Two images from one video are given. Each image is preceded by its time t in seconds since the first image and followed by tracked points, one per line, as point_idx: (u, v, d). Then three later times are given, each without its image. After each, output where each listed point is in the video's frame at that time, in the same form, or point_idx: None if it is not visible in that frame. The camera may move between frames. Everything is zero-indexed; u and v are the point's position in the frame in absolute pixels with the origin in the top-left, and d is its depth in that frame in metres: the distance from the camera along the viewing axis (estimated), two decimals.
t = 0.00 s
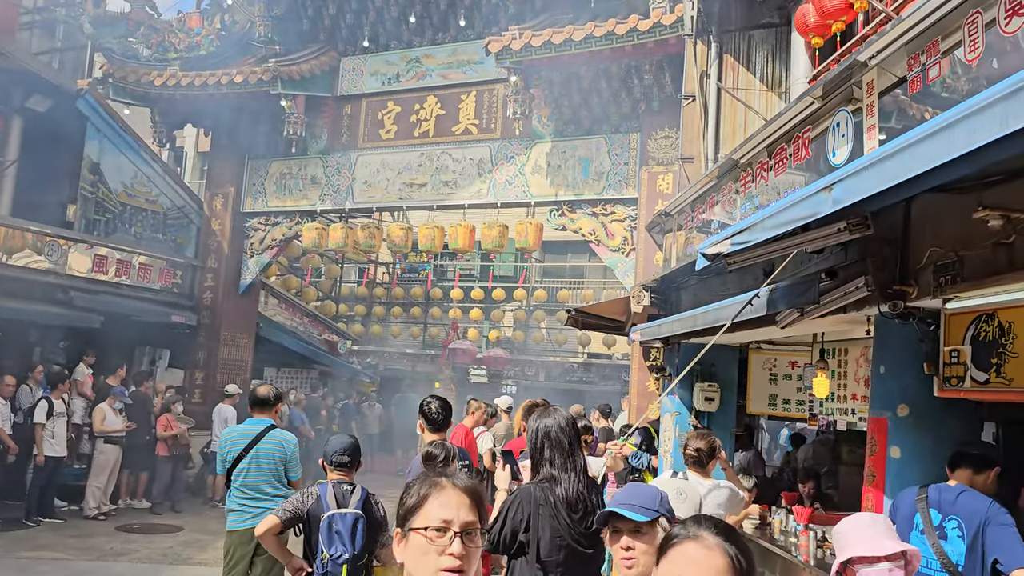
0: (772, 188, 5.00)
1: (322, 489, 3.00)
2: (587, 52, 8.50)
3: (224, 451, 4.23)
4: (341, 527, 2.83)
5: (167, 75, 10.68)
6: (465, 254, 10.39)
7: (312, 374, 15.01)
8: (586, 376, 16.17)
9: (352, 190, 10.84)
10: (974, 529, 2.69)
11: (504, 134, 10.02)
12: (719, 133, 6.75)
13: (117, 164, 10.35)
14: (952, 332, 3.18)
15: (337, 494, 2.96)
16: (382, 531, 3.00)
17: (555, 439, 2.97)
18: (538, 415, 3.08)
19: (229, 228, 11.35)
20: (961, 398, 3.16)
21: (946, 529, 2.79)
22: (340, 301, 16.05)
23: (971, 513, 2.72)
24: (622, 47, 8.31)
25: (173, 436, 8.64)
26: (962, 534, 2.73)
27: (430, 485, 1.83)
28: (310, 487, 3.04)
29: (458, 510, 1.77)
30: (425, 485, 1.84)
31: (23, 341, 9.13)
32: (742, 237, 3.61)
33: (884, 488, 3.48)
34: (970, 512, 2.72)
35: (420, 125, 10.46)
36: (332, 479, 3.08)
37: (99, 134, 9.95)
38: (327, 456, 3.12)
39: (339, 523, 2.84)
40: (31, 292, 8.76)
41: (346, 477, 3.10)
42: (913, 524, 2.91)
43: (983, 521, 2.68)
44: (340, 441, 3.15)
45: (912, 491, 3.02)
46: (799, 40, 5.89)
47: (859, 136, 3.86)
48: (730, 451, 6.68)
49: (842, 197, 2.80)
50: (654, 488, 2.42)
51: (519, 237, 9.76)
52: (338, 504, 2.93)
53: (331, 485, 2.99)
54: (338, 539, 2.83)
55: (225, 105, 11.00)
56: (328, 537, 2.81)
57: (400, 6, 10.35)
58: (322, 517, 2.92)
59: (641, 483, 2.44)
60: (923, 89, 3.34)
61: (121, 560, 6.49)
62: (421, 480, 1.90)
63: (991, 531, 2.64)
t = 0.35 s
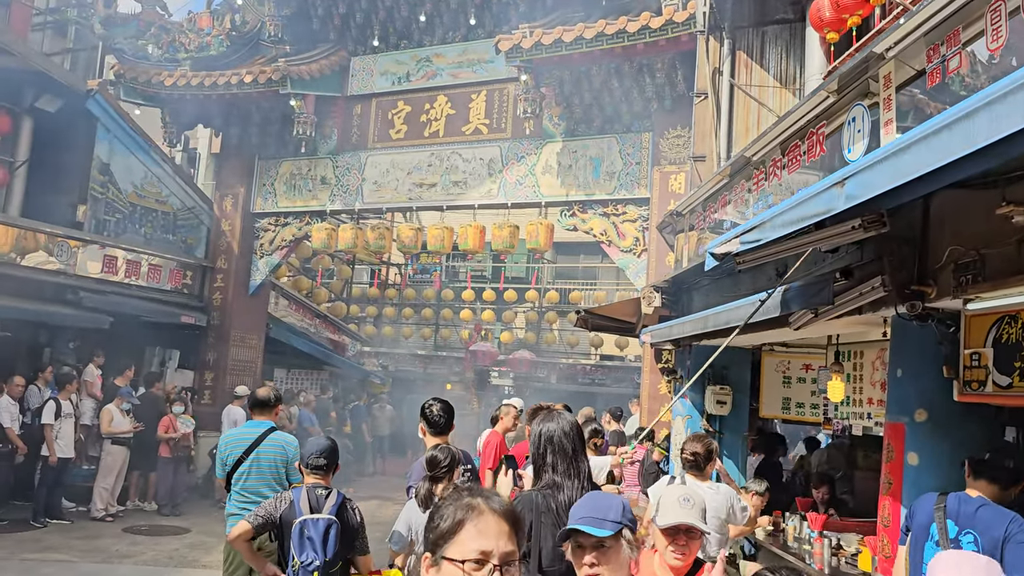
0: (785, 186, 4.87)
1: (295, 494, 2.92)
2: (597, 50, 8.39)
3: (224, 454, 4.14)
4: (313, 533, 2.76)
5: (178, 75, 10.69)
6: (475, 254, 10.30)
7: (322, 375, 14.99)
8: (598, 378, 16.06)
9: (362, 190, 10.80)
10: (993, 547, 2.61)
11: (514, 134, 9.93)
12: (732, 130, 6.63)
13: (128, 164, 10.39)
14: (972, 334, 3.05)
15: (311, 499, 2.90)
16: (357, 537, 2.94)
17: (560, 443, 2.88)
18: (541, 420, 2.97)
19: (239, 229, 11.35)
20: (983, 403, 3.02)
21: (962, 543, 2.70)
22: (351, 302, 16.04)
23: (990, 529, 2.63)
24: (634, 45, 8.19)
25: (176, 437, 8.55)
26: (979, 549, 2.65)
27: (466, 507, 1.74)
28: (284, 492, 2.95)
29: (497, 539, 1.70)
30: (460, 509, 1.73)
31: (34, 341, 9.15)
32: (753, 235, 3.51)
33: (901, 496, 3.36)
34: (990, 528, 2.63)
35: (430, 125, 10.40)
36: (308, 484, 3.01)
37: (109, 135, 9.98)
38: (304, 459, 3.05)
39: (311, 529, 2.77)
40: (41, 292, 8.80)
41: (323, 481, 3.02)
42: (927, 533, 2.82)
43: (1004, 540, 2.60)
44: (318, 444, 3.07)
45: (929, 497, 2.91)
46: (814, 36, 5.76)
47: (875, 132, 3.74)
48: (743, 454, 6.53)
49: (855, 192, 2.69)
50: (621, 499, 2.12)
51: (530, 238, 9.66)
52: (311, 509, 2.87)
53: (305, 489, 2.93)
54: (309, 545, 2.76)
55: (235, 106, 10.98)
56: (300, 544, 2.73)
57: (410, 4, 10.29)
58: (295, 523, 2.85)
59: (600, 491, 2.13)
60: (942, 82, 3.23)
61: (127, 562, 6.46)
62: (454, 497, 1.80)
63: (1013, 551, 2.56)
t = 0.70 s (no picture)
0: (797, 183, 4.78)
1: (283, 498, 2.86)
2: (604, 48, 8.32)
3: (229, 458, 4.10)
4: (298, 538, 2.72)
5: (186, 77, 10.69)
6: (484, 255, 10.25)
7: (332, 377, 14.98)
8: (608, 379, 15.97)
9: (370, 191, 10.77)
10: (985, 552, 2.44)
11: (523, 133, 9.88)
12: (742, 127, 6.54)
13: (136, 166, 10.44)
14: (992, 332, 2.96)
15: (299, 503, 2.85)
16: (345, 541, 2.91)
17: (567, 446, 2.80)
18: (551, 421, 2.90)
19: (247, 230, 11.36)
20: (1003, 403, 2.94)
21: (956, 547, 2.55)
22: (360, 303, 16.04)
23: (983, 533, 2.47)
24: (642, 43, 8.12)
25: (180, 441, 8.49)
26: (973, 554, 2.48)
27: (518, 534, 1.38)
28: (271, 496, 2.90)
29: None
30: (511, 535, 1.37)
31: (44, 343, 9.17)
32: (761, 232, 3.43)
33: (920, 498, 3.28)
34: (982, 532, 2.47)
35: (438, 125, 10.36)
36: (297, 486, 2.97)
37: (117, 137, 10.00)
38: (293, 461, 3.00)
39: (297, 535, 2.74)
40: (50, 294, 8.83)
41: (312, 484, 2.98)
42: (921, 536, 2.69)
43: (998, 545, 2.42)
44: (308, 445, 3.03)
45: (923, 497, 2.76)
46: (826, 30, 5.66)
47: (890, 126, 3.65)
48: (756, 456, 6.41)
49: (866, 186, 2.61)
50: (632, 511, 1.88)
51: (539, 237, 9.58)
52: (298, 513, 2.82)
53: (293, 493, 2.88)
54: (295, 551, 2.73)
55: (244, 108, 10.98)
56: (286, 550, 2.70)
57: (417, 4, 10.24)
58: (281, 527, 2.81)
59: (614, 506, 1.90)
60: (959, 74, 3.13)
61: (134, 565, 6.43)
62: (492, 516, 1.43)
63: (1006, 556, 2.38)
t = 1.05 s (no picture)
0: (799, 172, 4.73)
1: (287, 499, 2.83)
2: (601, 40, 8.24)
3: (230, 457, 4.06)
4: (304, 539, 2.69)
5: (182, 75, 10.61)
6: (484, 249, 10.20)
7: (334, 374, 14.94)
8: (610, 372, 15.95)
9: (369, 187, 10.72)
10: (982, 542, 2.39)
11: (521, 127, 9.82)
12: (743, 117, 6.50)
13: (134, 166, 10.37)
14: (1002, 320, 2.94)
15: (303, 503, 2.82)
16: (352, 540, 2.88)
17: (571, 441, 2.76)
18: (556, 415, 2.85)
19: (246, 228, 11.32)
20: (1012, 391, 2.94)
21: (952, 536, 2.49)
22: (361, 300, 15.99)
23: (979, 524, 2.41)
24: (641, 34, 8.05)
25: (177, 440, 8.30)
26: (969, 543, 2.43)
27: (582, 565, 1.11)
28: (274, 497, 2.85)
29: None
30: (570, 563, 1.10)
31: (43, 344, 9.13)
32: (763, 222, 3.39)
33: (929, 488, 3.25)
34: (980, 523, 2.41)
35: (436, 120, 10.31)
36: (301, 486, 2.94)
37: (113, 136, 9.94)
38: (295, 459, 2.97)
39: (303, 536, 2.70)
40: (49, 295, 8.79)
41: (316, 483, 2.95)
42: (917, 525, 2.64)
43: (995, 536, 2.37)
44: (310, 443, 2.99)
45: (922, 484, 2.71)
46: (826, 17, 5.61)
47: (895, 112, 3.60)
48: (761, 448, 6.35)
49: (870, 173, 2.57)
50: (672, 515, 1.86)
51: (539, 231, 9.53)
52: (303, 513, 2.79)
53: (297, 493, 2.84)
54: (301, 552, 2.69)
55: (240, 105, 10.91)
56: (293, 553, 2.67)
57: None
58: (287, 529, 2.77)
59: (651, 509, 1.88)
60: (964, 58, 3.08)
61: (137, 565, 6.41)
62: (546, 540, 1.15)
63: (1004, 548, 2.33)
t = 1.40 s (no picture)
0: (791, 161, 4.68)
1: (278, 496, 2.76)
2: (592, 30, 8.15)
3: (216, 453, 3.99)
4: (296, 538, 2.64)
5: (168, 66, 10.44)
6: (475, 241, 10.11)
7: (325, 367, 14.86)
8: (603, 364, 15.93)
9: (359, 178, 10.62)
10: (985, 539, 2.35)
11: (512, 117, 9.74)
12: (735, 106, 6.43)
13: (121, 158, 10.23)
14: (997, 309, 2.88)
15: (295, 501, 2.76)
16: (344, 538, 2.82)
17: (557, 436, 2.69)
18: (543, 407, 2.77)
19: (235, 221, 11.22)
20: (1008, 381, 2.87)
21: (956, 531, 2.46)
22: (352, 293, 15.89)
23: (982, 519, 2.37)
24: (633, 23, 7.96)
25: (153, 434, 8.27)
26: (973, 539, 2.39)
27: None
28: (265, 494, 2.79)
29: None
30: None
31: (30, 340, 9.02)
32: (752, 211, 3.34)
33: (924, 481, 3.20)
34: (984, 519, 2.37)
35: (426, 110, 10.21)
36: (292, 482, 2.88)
37: (100, 128, 9.78)
38: (286, 456, 2.90)
39: (295, 534, 2.65)
40: (35, 290, 8.69)
41: (307, 480, 2.88)
42: (923, 520, 2.61)
43: (999, 534, 2.32)
44: (301, 438, 2.93)
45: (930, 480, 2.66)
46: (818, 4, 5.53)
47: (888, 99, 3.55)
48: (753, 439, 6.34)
49: (861, 160, 2.51)
50: (676, 526, 2.07)
51: (530, 223, 9.46)
52: (295, 511, 2.73)
53: (288, 490, 2.78)
54: (293, 551, 2.64)
55: (228, 97, 10.77)
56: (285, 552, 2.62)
57: None
58: (278, 527, 2.71)
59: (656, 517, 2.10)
60: (958, 43, 3.02)
61: (126, 561, 6.35)
62: None
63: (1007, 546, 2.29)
